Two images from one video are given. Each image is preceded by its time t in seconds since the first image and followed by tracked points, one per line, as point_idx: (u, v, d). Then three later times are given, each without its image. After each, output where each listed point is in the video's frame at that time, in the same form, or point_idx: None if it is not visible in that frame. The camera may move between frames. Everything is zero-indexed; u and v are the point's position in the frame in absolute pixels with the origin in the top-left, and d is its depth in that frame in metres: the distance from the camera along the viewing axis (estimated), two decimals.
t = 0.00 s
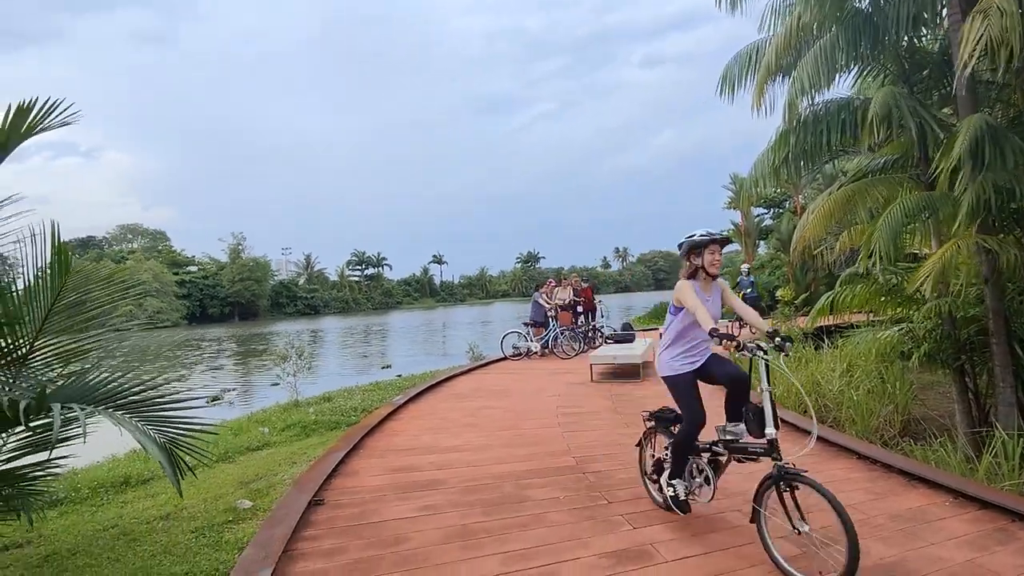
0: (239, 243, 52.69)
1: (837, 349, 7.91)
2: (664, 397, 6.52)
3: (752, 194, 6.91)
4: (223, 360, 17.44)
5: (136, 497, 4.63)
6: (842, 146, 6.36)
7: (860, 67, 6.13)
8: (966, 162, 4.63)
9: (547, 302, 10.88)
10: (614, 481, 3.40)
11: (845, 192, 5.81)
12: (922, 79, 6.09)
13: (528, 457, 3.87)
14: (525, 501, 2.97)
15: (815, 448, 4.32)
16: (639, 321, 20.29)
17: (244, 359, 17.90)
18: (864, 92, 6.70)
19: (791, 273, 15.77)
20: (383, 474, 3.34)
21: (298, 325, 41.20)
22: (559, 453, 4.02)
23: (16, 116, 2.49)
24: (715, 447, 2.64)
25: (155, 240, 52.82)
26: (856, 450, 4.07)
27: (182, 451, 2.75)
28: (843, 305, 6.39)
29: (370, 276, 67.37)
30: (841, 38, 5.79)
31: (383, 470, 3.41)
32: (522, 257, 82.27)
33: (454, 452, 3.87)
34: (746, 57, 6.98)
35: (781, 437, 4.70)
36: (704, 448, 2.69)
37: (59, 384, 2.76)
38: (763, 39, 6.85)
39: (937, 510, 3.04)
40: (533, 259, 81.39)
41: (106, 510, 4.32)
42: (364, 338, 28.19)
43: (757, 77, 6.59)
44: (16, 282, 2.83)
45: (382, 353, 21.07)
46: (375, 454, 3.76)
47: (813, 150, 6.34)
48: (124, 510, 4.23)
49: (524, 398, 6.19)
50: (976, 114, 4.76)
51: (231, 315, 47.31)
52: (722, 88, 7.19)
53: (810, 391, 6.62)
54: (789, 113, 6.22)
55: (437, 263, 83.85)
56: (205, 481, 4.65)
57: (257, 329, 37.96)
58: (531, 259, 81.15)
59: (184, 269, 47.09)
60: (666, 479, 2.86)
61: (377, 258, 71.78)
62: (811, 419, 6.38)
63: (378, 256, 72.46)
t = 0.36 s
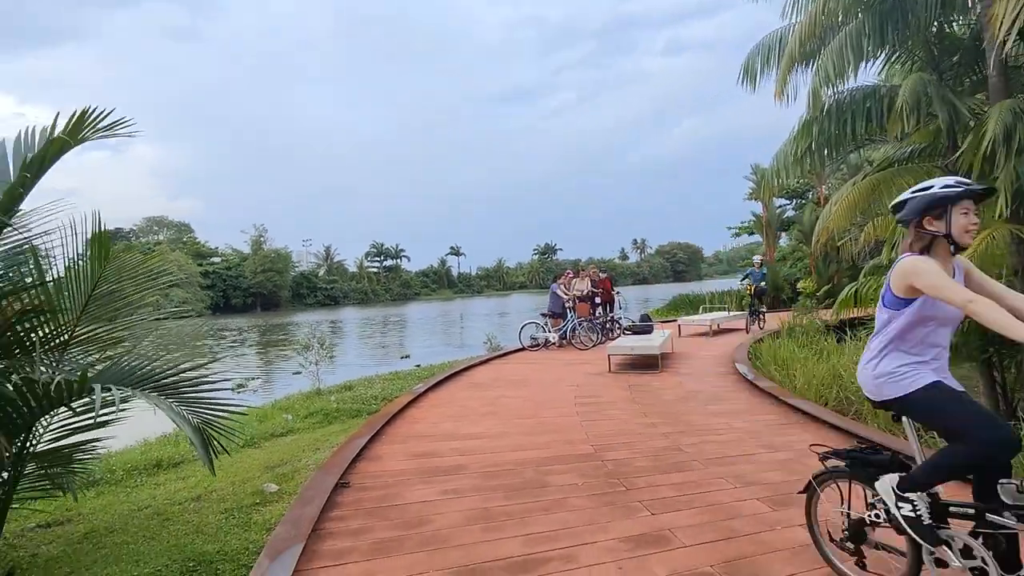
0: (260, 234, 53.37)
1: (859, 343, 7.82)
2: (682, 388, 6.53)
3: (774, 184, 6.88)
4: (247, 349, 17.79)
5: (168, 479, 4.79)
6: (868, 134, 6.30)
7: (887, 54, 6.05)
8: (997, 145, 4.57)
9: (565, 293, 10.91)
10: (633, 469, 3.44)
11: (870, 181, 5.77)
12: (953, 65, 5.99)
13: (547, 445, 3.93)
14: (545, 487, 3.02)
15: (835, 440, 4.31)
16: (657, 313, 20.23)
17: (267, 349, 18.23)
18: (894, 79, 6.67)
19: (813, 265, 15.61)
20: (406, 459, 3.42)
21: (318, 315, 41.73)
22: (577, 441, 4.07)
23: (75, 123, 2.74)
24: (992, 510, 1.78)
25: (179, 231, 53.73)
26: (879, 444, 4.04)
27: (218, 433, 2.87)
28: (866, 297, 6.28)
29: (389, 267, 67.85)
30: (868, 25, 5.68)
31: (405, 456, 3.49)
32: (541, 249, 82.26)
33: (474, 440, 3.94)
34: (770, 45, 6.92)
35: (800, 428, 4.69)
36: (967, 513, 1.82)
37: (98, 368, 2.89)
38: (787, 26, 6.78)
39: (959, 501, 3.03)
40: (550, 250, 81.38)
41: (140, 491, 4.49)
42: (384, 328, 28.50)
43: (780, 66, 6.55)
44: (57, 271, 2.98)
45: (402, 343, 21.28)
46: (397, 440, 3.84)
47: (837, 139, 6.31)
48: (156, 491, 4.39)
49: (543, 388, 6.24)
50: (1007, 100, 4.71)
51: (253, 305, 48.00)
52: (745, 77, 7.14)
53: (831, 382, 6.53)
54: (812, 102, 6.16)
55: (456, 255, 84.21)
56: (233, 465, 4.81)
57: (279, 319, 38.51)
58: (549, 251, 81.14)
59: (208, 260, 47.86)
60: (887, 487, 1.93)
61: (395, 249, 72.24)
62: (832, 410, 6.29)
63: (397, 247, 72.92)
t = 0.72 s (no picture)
0: (275, 227, 53.83)
1: (875, 337, 7.75)
2: (695, 381, 6.55)
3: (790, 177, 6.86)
4: (264, 341, 18.04)
5: (190, 465, 4.92)
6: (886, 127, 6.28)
7: (907, 45, 5.98)
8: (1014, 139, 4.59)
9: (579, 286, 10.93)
10: (645, 460, 3.48)
11: (888, 173, 5.76)
12: (975, 57, 5.92)
13: (560, 435, 3.97)
14: (558, 476, 3.08)
15: (849, 433, 4.31)
16: (671, 307, 20.18)
17: (284, 340, 18.49)
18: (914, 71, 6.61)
19: (829, 258, 15.47)
20: (422, 448, 3.49)
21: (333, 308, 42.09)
22: (590, 432, 4.11)
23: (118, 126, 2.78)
24: None
25: (197, 224, 54.46)
26: (895, 438, 4.02)
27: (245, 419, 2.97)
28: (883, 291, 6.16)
29: (403, 260, 68.16)
30: (889, 15, 5.59)
31: (421, 444, 3.56)
32: (554, 243, 82.13)
33: (488, 430, 4.00)
34: (786, 38, 6.87)
35: (813, 422, 4.70)
36: None
37: (129, 354, 3.01)
38: (804, 17, 6.72)
39: (972, 494, 3.03)
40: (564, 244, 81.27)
41: (164, 477, 4.61)
42: (398, 321, 28.74)
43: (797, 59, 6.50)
44: (91, 262, 3.12)
45: (415, 336, 21.45)
46: (413, 429, 3.92)
47: (854, 131, 6.28)
48: (179, 477, 4.52)
49: (556, 379, 6.29)
50: None
51: (268, 298, 48.51)
52: (761, 70, 7.10)
53: (845, 378, 6.45)
54: (831, 94, 6.08)
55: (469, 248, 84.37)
56: (252, 454, 4.94)
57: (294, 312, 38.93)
58: (562, 244, 81.08)
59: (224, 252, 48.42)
60: None
61: (409, 243, 72.51)
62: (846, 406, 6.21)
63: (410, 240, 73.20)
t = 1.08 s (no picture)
0: (287, 221, 54.15)
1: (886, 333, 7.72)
2: (704, 374, 6.57)
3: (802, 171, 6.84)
4: (277, 334, 18.23)
5: (206, 454, 5.02)
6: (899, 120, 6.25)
7: (923, 37, 5.93)
8: None
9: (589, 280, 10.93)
10: (653, 451, 3.51)
11: (900, 168, 5.75)
12: (991, 49, 5.86)
13: (569, 427, 4.02)
14: (568, 466, 3.12)
15: (858, 427, 4.33)
16: (681, 302, 20.13)
17: (296, 333, 18.66)
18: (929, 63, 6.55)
19: (841, 254, 15.36)
20: (434, 438, 3.55)
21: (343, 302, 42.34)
22: (599, 424, 4.16)
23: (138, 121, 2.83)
24: None
25: (210, 218, 54.99)
26: (904, 432, 4.03)
27: (261, 409, 3.05)
28: (894, 285, 6.11)
29: (413, 254, 68.37)
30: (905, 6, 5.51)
31: (433, 435, 3.61)
32: (564, 237, 82.03)
33: (498, 421, 4.05)
34: (800, 30, 6.82)
35: (822, 416, 4.71)
36: None
37: (150, 345, 3.10)
38: (818, 9, 6.67)
39: (980, 488, 3.05)
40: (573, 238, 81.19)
41: (181, 465, 4.72)
42: (409, 314, 28.89)
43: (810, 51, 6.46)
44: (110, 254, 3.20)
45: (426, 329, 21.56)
46: (424, 420, 3.98)
47: (867, 125, 6.24)
48: (196, 465, 4.62)
49: (566, 372, 6.34)
50: None
51: (280, 291, 48.88)
52: (775, 62, 7.06)
53: (855, 373, 6.43)
54: (844, 88, 6.06)
55: (479, 242, 84.45)
56: (266, 443, 5.04)
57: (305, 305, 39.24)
58: (572, 239, 80.99)
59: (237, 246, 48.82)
60: None
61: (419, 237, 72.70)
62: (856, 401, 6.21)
63: (421, 234, 73.39)
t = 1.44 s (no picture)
0: (295, 216, 54.33)
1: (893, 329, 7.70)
2: (710, 370, 6.58)
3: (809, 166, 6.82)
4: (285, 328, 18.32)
5: (216, 446, 5.09)
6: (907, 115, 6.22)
7: (933, 31, 5.89)
8: None
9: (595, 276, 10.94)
10: (658, 445, 3.54)
11: (908, 163, 5.73)
12: (1002, 43, 5.81)
13: (575, 421, 4.05)
14: (573, 459, 3.16)
15: (863, 423, 4.33)
16: (688, 298, 20.10)
17: (304, 327, 18.75)
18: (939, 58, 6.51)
19: (850, 250, 15.30)
20: (441, 431, 3.59)
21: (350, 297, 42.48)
22: (605, 418, 4.18)
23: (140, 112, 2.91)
24: None
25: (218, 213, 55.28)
26: (909, 428, 4.04)
27: (270, 402, 3.10)
28: (901, 282, 6.09)
29: (420, 250, 68.49)
30: None
31: (439, 428, 3.65)
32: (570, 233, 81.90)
33: (504, 415, 4.09)
34: (809, 25, 6.78)
35: (828, 411, 4.72)
36: None
37: (160, 339, 3.14)
38: (827, 3, 6.65)
39: (984, 482, 3.05)
40: (580, 234, 81.04)
41: (191, 456, 4.79)
42: (416, 309, 28.97)
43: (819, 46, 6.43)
44: (119, 248, 3.24)
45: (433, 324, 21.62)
46: (432, 414, 4.02)
47: (875, 120, 6.21)
48: (206, 457, 4.69)
49: (572, 367, 6.36)
50: None
51: (288, 286, 49.10)
52: (783, 57, 7.05)
53: (861, 368, 6.43)
54: (854, 83, 6.03)
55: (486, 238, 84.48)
56: (275, 436, 5.10)
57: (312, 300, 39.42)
58: (578, 235, 80.85)
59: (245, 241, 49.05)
60: None
61: (426, 232, 72.78)
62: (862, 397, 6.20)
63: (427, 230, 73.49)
